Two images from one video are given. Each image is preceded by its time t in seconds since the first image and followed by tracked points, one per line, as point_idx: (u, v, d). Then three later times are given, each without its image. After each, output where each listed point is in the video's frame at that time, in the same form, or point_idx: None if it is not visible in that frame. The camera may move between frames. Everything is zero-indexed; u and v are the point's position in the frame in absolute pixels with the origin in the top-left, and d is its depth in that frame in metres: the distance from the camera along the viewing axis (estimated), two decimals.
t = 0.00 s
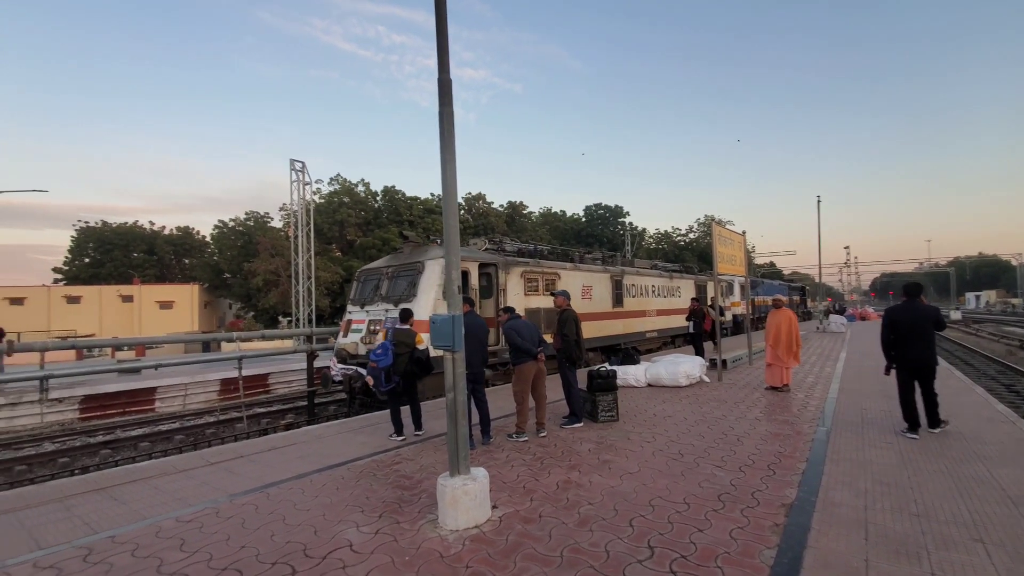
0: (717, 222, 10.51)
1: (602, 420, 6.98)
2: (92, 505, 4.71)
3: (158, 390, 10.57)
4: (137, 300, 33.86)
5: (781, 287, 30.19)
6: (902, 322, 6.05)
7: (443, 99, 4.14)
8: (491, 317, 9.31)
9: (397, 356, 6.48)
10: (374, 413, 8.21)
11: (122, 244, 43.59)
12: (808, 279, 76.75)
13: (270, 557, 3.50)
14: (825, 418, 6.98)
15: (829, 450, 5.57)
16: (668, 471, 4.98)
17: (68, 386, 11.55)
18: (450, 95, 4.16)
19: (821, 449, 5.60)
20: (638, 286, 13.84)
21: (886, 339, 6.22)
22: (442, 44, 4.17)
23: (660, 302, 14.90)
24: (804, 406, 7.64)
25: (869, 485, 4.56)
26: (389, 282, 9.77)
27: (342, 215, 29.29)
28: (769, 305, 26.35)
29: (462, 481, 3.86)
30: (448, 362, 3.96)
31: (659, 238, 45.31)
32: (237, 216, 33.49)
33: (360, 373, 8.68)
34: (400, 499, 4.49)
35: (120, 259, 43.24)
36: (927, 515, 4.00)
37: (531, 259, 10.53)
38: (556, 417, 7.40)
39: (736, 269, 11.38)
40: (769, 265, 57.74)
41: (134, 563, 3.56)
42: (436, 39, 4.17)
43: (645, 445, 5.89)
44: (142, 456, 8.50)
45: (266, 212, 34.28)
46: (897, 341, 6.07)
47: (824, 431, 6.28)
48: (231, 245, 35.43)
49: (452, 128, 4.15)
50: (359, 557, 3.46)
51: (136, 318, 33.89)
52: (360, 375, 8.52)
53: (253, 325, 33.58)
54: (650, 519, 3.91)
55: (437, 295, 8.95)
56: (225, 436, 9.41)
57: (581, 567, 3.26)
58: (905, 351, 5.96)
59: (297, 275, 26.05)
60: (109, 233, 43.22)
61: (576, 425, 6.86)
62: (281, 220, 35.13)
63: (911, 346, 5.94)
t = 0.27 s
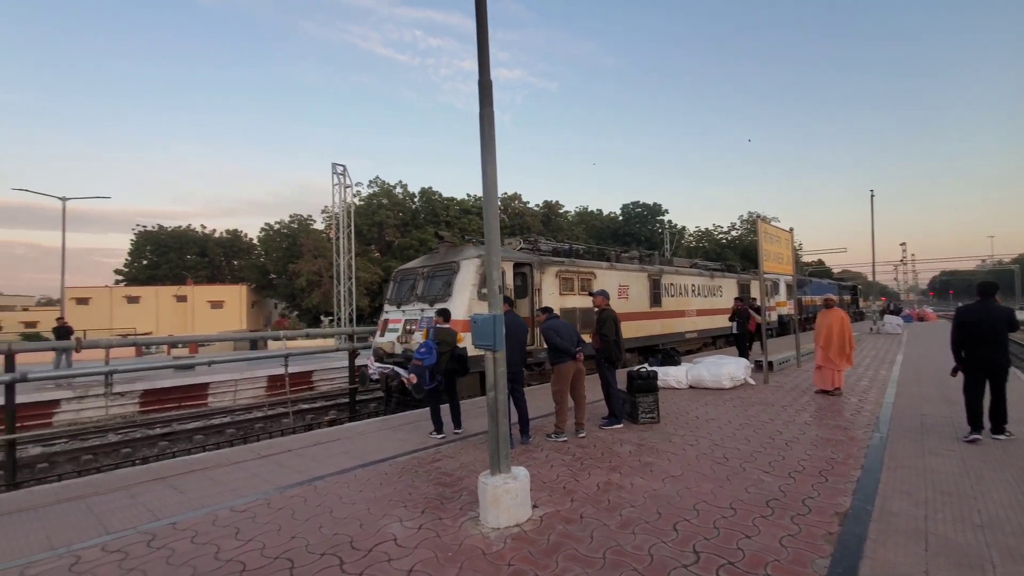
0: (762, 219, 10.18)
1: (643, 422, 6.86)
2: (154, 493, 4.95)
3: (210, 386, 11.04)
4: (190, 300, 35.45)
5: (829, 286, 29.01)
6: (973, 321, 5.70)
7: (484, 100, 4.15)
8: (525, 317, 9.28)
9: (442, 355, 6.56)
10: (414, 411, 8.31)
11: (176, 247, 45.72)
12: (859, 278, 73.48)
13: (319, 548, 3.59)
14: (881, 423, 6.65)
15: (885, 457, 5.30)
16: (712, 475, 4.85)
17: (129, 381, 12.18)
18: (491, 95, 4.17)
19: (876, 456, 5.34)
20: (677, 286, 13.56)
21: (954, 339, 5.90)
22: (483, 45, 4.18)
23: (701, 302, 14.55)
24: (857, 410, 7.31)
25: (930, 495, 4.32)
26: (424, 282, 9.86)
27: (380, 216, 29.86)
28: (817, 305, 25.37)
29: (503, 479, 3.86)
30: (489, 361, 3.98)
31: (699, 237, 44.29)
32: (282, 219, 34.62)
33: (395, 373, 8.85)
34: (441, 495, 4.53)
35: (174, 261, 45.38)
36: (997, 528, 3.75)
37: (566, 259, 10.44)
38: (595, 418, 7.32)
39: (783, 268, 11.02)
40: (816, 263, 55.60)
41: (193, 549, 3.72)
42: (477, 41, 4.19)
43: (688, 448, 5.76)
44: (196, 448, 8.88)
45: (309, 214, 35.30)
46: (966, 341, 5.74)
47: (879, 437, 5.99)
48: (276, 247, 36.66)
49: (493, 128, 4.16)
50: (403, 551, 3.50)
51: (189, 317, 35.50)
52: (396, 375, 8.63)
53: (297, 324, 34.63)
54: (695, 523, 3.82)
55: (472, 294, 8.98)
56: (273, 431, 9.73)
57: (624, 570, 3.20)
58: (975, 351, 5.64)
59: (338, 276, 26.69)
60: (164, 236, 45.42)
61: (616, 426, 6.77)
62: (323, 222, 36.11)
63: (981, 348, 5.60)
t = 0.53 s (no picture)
0: (801, 217, 9.87)
1: (676, 424, 6.74)
2: (197, 485, 5.12)
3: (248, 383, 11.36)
4: (229, 300, 36.59)
5: (871, 285, 27.99)
6: None
7: (516, 99, 4.15)
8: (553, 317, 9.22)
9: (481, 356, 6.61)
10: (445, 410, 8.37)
11: (215, 248, 47.24)
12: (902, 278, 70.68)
13: (356, 542, 3.64)
14: (929, 429, 6.37)
15: (935, 464, 5.08)
16: (750, 479, 4.73)
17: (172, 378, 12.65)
18: (522, 94, 4.16)
19: (925, 463, 5.12)
20: (709, 286, 13.30)
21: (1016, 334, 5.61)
22: (514, 44, 4.18)
23: (735, 303, 14.23)
24: (903, 415, 7.02)
25: (985, 504, 4.12)
26: (452, 282, 9.91)
27: (410, 217, 30.22)
28: (857, 305, 24.51)
29: (536, 479, 3.85)
30: (522, 360, 3.97)
31: (733, 235, 43.34)
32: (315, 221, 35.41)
33: (422, 371, 8.91)
34: (474, 494, 4.55)
35: (213, 262, 46.93)
36: None
37: (594, 258, 10.34)
38: (627, 419, 7.23)
39: (822, 266, 10.70)
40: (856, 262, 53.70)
41: (235, 539, 3.82)
42: (509, 40, 4.19)
43: (724, 451, 5.63)
44: (235, 443, 9.15)
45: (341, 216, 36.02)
46: None
47: (928, 443, 5.74)
48: (310, 248, 37.52)
49: (525, 127, 4.15)
50: (438, 547, 3.53)
51: (228, 316, 36.64)
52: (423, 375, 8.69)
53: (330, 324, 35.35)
54: (733, 528, 3.73)
55: (499, 294, 8.95)
56: (308, 427, 9.95)
57: (660, 573, 3.15)
58: None
59: (370, 276, 27.13)
60: (205, 239, 47.02)
61: (648, 427, 6.67)
62: (355, 223, 36.76)
63: None
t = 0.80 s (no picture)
0: (831, 214, 9.64)
1: (701, 425, 6.65)
2: (229, 478, 5.24)
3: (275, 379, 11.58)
4: (256, 298, 37.35)
5: (903, 284, 27.17)
6: None
7: (541, 97, 4.13)
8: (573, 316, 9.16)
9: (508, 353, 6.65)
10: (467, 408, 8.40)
11: (243, 248, 48.23)
12: (937, 276, 68.47)
13: (383, 537, 3.68)
14: (968, 433, 6.16)
15: (974, 469, 4.91)
16: (779, 482, 4.63)
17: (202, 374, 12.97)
18: (548, 91, 4.15)
19: (964, 467, 4.95)
20: (734, 285, 13.09)
21: None
22: (540, 42, 4.17)
23: (760, 302, 13.99)
24: (940, 418, 6.80)
25: None
26: (471, 280, 9.92)
27: (432, 217, 30.44)
28: (888, 305, 23.85)
29: (561, 477, 3.83)
30: (547, 358, 3.97)
31: (758, 233, 42.58)
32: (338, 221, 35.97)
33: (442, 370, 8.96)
34: (498, 491, 4.55)
35: (241, 261, 47.98)
36: None
37: (615, 256, 10.25)
38: (651, 419, 7.16)
39: (854, 265, 10.44)
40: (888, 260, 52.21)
41: (265, 531, 3.89)
42: (534, 38, 4.18)
43: (752, 453, 5.54)
44: (263, 438, 9.33)
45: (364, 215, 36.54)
46: None
47: (967, 448, 5.55)
48: (333, 247, 38.09)
49: (551, 125, 4.14)
50: (463, 543, 3.54)
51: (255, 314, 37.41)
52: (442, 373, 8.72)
53: (354, 322, 35.81)
54: (763, 531, 3.66)
55: (518, 293, 8.88)
56: (332, 423, 10.10)
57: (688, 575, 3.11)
58: None
59: (392, 275, 27.42)
60: (232, 238, 48.09)
61: (673, 428, 6.59)
62: (377, 222, 37.20)
63: None
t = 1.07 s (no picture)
0: (839, 213, 9.58)
1: (708, 424, 6.63)
2: (238, 474, 5.28)
3: (281, 377, 11.64)
4: (261, 296, 37.51)
5: (911, 284, 27.01)
6: None
7: (549, 95, 4.14)
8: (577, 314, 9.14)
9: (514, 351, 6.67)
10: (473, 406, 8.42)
11: (249, 246, 48.44)
12: (944, 276, 68.02)
13: (392, 533, 3.70)
14: (978, 433, 6.12)
15: (984, 470, 4.88)
16: (788, 481, 4.63)
17: (209, 371, 13.06)
18: (557, 90, 4.15)
19: (974, 468, 4.93)
20: (739, 284, 13.05)
21: None
22: (548, 40, 4.17)
23: (766, 301, 13.94)
24: (949, 419, 6.77)
25: None
26: (474, 278, 9.91)
27: (437, 216, 30.50)
28: (896, 304, 23.70)
29: (569, 475, 3.84)
30: (555, 356, 3.97)
31: (764, 232, 42.42)
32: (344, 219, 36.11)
33: (445, 368, 8.98)
34: (505, 489, 4.57)
35: (247, 259, 48.19)
36: None
37: (619, 255, 10.23)
38: (657, 418, 7.15)
39: (862, 264, 10.39)
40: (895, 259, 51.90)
41: (275, 527, 3.92)
42: (543, 36, 4.18)
43: (759, 452, 5.53)
44: (270, 435, 9.38)
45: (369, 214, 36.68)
46: None
47: (977, 448, 5.52)
48: (338, 246, 38.23)
49: (559, 123, 4.14)
50: (472, 540, 3.55)
51: (261, 312, 37.57)
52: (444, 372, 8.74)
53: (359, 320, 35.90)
54: (772, 530, 3.65)
55: (521, 291, 8.85)
56: (338, 421, 10.14)
57: (697, 573, 3.11)
58: None
59: (397, 273, 27.48)
60: (238, 237, 48.31)
61: (679, 427, 6.58)
62: (382, 221, 37.31)
63: None
